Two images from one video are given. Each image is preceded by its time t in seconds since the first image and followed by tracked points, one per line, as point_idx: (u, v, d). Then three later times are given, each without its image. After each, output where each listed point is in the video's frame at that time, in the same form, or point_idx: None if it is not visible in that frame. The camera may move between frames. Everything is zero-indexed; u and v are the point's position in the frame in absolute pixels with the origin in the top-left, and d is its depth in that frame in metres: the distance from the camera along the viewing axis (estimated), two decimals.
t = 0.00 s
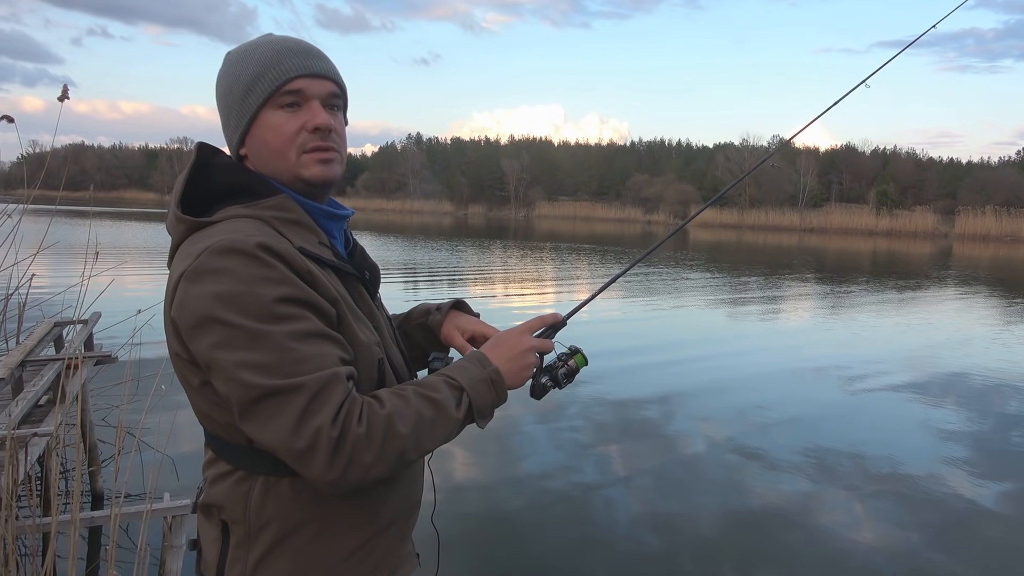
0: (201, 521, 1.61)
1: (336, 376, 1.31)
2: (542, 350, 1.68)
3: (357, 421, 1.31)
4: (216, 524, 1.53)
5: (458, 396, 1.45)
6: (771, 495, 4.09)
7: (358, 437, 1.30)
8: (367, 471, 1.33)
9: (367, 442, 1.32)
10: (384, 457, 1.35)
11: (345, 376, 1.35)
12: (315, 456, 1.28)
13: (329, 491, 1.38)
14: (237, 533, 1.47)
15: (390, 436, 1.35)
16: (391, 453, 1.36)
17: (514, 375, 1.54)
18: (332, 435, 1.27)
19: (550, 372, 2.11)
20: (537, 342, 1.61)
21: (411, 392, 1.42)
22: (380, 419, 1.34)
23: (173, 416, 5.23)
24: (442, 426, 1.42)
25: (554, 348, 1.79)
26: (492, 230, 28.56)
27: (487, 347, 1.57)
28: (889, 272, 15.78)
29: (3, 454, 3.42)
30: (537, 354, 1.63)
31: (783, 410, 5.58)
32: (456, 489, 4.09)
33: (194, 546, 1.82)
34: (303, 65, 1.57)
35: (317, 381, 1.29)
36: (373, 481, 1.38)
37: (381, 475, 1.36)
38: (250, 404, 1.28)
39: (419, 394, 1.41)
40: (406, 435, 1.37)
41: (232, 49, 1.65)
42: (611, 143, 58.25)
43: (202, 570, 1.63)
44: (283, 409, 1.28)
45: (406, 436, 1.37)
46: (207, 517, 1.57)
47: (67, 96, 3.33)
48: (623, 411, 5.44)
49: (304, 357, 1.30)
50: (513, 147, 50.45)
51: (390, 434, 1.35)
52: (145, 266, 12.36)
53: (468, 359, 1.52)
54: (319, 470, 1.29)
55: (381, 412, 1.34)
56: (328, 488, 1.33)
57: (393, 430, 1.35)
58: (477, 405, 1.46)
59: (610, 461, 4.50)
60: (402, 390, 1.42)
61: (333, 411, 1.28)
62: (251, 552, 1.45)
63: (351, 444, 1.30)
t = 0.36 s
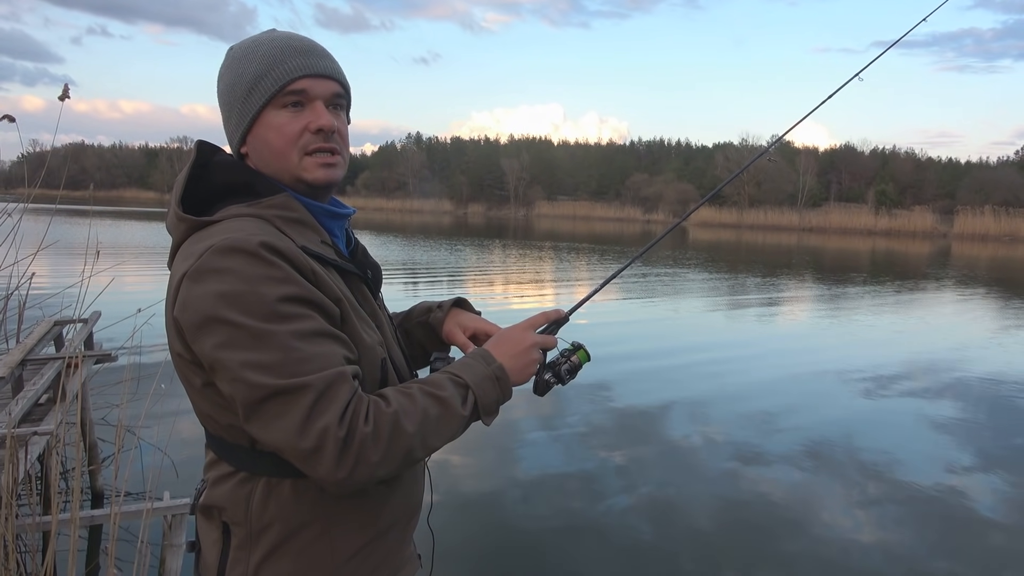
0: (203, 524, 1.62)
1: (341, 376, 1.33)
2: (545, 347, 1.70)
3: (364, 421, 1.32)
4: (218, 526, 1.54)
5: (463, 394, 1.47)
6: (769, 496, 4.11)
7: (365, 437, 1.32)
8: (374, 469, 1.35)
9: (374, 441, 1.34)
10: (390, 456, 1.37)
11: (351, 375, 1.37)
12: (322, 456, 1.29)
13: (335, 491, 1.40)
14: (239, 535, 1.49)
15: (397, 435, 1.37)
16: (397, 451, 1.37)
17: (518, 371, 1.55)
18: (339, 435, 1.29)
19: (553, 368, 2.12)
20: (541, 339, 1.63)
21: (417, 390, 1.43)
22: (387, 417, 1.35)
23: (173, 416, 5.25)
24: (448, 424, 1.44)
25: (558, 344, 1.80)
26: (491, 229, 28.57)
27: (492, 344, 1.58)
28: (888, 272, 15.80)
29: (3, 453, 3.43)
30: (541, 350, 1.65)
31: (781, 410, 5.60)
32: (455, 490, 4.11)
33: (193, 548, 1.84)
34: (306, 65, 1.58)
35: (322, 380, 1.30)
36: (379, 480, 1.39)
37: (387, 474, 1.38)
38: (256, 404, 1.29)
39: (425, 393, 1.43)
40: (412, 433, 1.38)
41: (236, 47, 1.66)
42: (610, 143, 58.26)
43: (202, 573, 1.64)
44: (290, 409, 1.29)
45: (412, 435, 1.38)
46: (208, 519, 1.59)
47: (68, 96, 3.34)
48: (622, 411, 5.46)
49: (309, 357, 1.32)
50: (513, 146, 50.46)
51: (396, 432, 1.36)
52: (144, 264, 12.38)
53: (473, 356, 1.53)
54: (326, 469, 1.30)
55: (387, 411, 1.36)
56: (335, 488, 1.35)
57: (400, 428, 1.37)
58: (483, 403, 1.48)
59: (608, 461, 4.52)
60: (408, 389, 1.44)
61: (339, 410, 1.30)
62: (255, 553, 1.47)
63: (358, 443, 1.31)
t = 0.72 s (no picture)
0: (201, 521, 1.61)
1: (342, 376, 1.32)
2: (547, 348, 1.69)
3: (365, 420, 1.32)
4: (216, 525, 1.54)
5: (465, 394, 1.46)
6: (767, 494, 4.11)
7: (366, 436, 1.32)
8: (375, 469, 1.35)
9: (375, 441, 1.33)
10: (391, 456, 1.36)
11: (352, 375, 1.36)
12: (323, 456, 1.29)
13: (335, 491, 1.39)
14: (237, 534, 1.48)
15: (399, 435, 1.36)
16: (398, 452, 1.37)
17: (520, 372, 1.55)
18: (340, 435, 1.28)
19: (554, 369, 2.11)
20: (542, 340, 1.62)
21: (418, 390, 1.43)
22: (388, 418, 1.35)
23: (171, 414, 5.24)
24: (450, 424, 1.43)
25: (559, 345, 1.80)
26: (490, 228, 28.58)
27: (493, 344, 1.58)
28: (886, 271, 15.82)
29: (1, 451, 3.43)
30: (542, 351, 1.65)
31: (780, 409, 5.60)
32: (454, 488, 4.11)
33: (191, 545, 1.83)
34: (308, 59, 1.58)
35: (324, 379, 1.30)
36: (380, 480, 1.39)
37: (389, 474, 1.37)
38: (256, 403, 1.29)
39: (426, 393, 1.42)
40: (413, 433, 1.38)
41: (237, 42, 1.66)
42: (609, 142, 58.28)
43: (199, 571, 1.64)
44: (291, 409, 1.29)
45: (414, 435, 1.38)
46: (206, 519, 1.58)
47: (66, 92, 3.33)
48: (621, 410, 5.46)
49: (311, 356, 1.31)
50: (512, 145, 50.46)
51: (397, 433, 1.36)
52: (142, 263, 12.37)
53: (475, 356, 1.53)
54: (326, 469, 1.30)
55: (388, 411, 1.36)
56: (335, 488, 1.34)
57: (401, 428, 1.36)
58: (484, 403, 1.48)
59: (607, 460, 4.52)
60: (409, 389, 1.44)
61: (340, 410, 1.29)
62: (253, 552, 1.46)
63: (359, 443, 1.31)
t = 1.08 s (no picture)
0: (200, 519, 1.61)
1: (343, 376, 1.32)
2: (547, 349, 1.69)
3: (365, 421, 1.32)
4: (215, 522, 1.54)
5: (466, 395, 1.46)
6: (762, 491, 4.13)
7: (366, 438, 1.31)
8: (374, 470, 1.34)
9: (374, 443, 1.33)
10: (391, 457, 1.36)
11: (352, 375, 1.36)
12: (323, 456, 1.29)
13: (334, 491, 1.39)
14: (237, 532, 1.48)
15: (398, 436, 1.36)
16: (397, 453, 1.37)
17: (521, 373, 1.55)
18: (340, 435, 1.28)
19: (554, 371, 2.10)
20: (543, 342, 1.62)
21: (420, 391, 1.43)
22: (388, 419, 1.35)
23: (167, 412, 5.23)
24: (449, 426, 1.43)
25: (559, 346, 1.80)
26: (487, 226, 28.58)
27: (494, 346, 1.58)
28: (882, 271, 15.89)
29: None
30: (543, 352, 1.65)
31: (775, 407, 5.63)
32: (450, 486, 4.11)
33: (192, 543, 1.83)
34: (310, 58, 1.57)
35: (324, 379, 1.30)
36: (380, 480, 1.39)
37: (388, 475, 1.37)
38: (257, 403, 1.28)
39: (428, 394, 1.42)
40: (413, 435, 1.38)
41: (241, 39, 1.65)
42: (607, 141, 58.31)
43: (199, 567, 1.64)
44: (290, 409, 1.28)
45: (414, 436, 1.38)
46: (207, 516, 1.58)
47: (62, 90, 3.32)
48: (617, 408, 5.48)
49: (312, 357, 1.31)
50: (509, 144, 50.43)
51: (397, 434, 1.36)
52: (138, 261, 12.33)
53: (475, 358, 1.53)
54: (326, 469, 1.29)
55: (389, 413, 1.36)
56: (335, 489, 1.34)
57: (401, 430, 1.36)
58: (484, 405, 1.48)
59: (602, 459, 4.53)
60: (409, 389, 1.43)
61: (340, 410, 1.29)
62: (250, 552, 1.46)
63: (358, 444, 1.31)
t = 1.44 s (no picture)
0: (196, 519, 1.60)
1: (336, 375, 1.31)
2: (544, 348, 1.69)
3: (357, 420, 1.31)
4: (210, 522, 1.52)
5: (460, 394, 1.45)
6: (753, 490, 4.15)
7: (358, 436, 1.30)
8: (367, 469, 1.33)
9: (368, 442, 1.32)
10: (385, 455, 1.35)
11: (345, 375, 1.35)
12: (316, 455, 1.27)
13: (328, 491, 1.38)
14: (232, 531, 1.47)
15: (392, 435, 1.35)
16: (391, 451, 1.35)
17: (516, 372, 1.54)
18: (333, 434, 1.27)
19: (551, 369, 2.10)
20: (540, 341, 1.62)
21: (414, 390, 1.42)
22: (382, 418, 1.34)
23: (158, 411, 5.20)
24: (443, 424, 1.42)
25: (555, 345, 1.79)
26: (479, 224, 28.53)
27: (489, 344, 1.57)
28: (872, 270, 16.00)
29: None
30: (539, 351, 1.64)
31: (765, 406, 5.66)
32: (442, 485, 4.10)
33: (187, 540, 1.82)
34: (304, 57, 1.56)
35: (317, 378, 1.28)
36: (374, 480, 1.38)
37: (382, 474, 1.36)
38: (249, 402, 1.27)
39: (422, 393, 1.41)
40: (407, 434, 1.37)
41: (235, 36, 1.63)
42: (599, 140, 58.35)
43: (194, 567, 1.63)
44: (282, 408, 1.27)
45: (408, 435, 1.37)
46: (202, 515, 1.57)
47: (52, 85, 3.29)
48: (609, 407, 5.49)
49: (304, 356, 1.30)
50: (501, 142, 50.39)
51: (391, 432, 1.35)
52: (128, 258, 12.24)
53: (470, 357, 1.52)
54: (318, 469, 1.28)
55: (383, 411, 1.34)
56: (329, 488, 1.33)
57: (395, 429, 1.35)
58: (479, 403, 1.46)
59: (594, 457, 4.54)
60: (403, 388, 1.42)
61: (332, 409, 1.28)
62: (245, 551, 1.45)
63: (352, 443, 1.30)
